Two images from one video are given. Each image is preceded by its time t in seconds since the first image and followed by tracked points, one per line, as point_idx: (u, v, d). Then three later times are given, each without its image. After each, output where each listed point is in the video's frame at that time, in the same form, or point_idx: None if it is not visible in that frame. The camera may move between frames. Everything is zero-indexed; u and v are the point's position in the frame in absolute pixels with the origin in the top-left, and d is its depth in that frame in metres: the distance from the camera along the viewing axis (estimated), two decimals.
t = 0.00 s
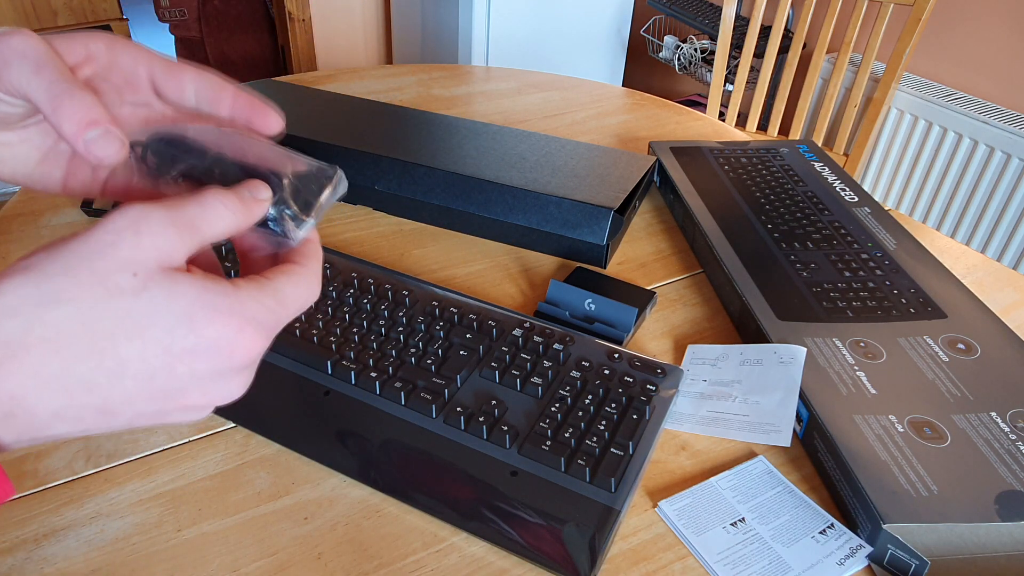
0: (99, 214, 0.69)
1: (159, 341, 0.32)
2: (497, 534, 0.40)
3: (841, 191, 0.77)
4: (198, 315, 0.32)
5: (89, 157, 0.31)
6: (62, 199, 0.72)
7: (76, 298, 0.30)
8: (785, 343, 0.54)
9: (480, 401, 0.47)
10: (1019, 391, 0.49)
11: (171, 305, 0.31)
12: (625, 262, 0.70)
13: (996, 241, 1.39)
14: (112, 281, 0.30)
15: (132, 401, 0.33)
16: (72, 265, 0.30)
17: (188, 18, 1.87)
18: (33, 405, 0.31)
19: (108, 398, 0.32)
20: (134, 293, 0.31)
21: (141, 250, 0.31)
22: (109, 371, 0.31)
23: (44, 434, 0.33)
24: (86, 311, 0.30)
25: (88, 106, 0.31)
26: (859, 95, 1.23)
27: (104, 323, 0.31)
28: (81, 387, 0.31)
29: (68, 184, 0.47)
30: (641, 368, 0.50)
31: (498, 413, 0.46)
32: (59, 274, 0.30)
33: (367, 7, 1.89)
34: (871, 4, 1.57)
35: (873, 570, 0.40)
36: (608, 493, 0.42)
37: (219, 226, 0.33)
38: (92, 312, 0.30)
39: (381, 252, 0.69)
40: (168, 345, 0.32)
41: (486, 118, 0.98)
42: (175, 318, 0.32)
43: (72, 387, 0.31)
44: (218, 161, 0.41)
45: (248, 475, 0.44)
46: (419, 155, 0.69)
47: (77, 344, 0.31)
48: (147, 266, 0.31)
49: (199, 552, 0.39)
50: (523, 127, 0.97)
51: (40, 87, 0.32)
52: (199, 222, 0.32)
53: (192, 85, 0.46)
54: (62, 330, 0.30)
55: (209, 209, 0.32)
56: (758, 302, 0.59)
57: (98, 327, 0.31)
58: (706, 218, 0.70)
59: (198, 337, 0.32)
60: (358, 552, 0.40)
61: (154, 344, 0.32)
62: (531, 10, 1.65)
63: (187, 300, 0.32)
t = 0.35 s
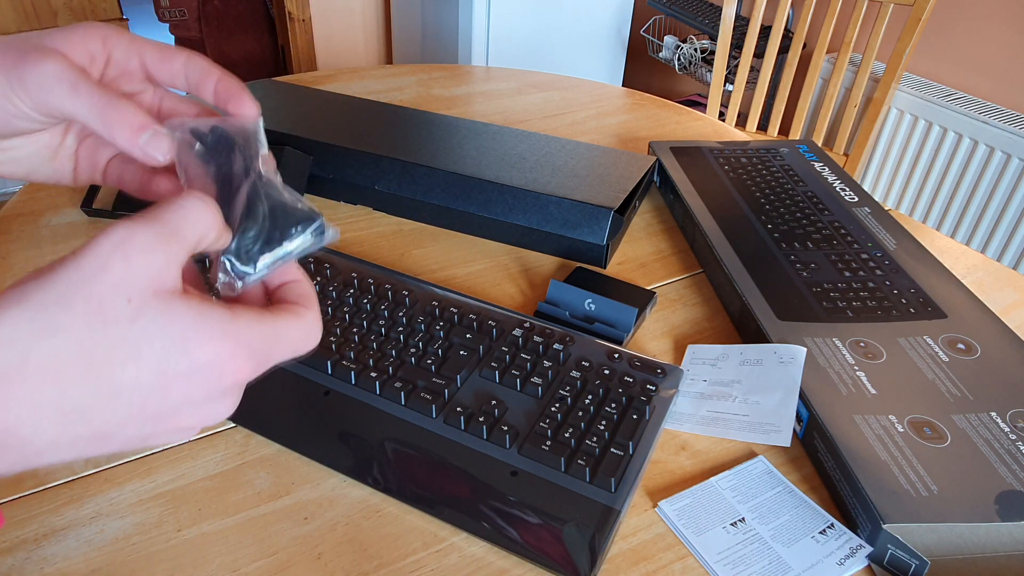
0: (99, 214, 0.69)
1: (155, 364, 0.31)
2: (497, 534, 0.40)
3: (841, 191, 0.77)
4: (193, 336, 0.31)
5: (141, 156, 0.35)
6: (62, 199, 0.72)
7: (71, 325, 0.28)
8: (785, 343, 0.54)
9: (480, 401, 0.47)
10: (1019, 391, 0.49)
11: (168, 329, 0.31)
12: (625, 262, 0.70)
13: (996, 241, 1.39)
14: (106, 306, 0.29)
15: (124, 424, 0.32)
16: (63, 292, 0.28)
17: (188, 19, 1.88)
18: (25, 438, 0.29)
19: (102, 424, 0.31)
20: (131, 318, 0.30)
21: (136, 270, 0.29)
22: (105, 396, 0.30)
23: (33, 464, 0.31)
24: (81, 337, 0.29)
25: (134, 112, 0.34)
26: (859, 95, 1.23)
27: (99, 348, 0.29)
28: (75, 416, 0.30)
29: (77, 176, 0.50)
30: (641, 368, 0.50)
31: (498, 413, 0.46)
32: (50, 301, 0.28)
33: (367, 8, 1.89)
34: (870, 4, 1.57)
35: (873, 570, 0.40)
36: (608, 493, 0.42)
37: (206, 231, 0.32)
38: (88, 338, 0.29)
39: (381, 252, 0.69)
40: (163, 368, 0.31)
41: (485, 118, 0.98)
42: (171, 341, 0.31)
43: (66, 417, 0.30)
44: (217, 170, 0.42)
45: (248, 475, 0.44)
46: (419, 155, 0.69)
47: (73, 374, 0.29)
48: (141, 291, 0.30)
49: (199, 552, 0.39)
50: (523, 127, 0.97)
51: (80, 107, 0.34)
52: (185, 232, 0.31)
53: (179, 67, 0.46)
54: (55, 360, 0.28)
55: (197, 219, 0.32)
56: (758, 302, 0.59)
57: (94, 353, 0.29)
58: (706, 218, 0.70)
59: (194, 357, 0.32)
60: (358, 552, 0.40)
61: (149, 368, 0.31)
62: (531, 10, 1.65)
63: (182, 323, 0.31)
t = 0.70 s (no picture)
0: (99, 214, 0.69)
1: (144, 389, 0.29)
2: (498, 535, 0.40)
3: (841, 191, 0.77)
4: (181, 356, 0.30)
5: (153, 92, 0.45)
6: (62, 199, 0.72)
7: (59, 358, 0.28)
8: (785, 343, 0.54)
9: (480, 401, 0.47)
10: (1019, 391, 0.49)
11: (153, 351, 0.29)
12: (625, 262, 0.70)
13: (996, 241, 1.39)
14: (91, 334, 0.28)
15: (120, 454, 0.31)
16: (49, 324, 0.28)
17: (189, 18, 1.86)
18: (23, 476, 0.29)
19: (98, 454, 0.30)
20: (115, 344, 0.29)
21: (116, 300, 0.29)
22: (97, 425, 0.29)
23: (31, 503, 0.30)
24: (70, 368, 0.28)
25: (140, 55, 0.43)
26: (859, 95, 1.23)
27: (88, 378, 0.28)
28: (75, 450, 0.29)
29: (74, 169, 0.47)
30: (641, 369, 0.50)
31: (498, 413, 0.46)
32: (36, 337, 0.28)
33: (367, 8, 1.89)
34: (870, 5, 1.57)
35: (873, 570, 0.40)
36: (608, 493, 0.42)
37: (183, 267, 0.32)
38: (74, 367, 0.28)
39: (381, 252, 0.69)
40: (154, 391, 0.30)
41: (485, 118, 0.98)
42: (159, 362, 0.29)
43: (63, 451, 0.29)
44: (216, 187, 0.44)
45: (248, 475, 0.44)
46: (419, 155, 0.69)
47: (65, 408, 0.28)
48: (124, 316, 0.29)
49: (199, 552, 0.39)
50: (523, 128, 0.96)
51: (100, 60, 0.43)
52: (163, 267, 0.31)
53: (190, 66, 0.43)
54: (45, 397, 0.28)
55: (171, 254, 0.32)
56: (758, 302, 0.59)
57: (83, 382, 0.28)
58: (706, 218, 0.70)
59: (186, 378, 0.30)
60: (358, 552, 0.40)
61: (139, 393, 0.29)
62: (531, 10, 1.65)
63: (168, 342, 0.30)
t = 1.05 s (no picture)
0: (98, 214, 0.69)
1: (129, 389, 0.29)
2: (497, 534, 0.40)
3: (841, 191, 0.76)
4: (165, 354, 0.30)
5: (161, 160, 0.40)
6: (62, 199, 0.72)
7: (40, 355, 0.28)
8: (785, 343, 0.54)
9: (480, 401, 0.47)
10: (1019, 391, 0.49)
11: (136, 348, 0.29)
12: (625, 262, 0.70)
13: (995, 241, 1.39)
14: (74, 334, 0.29)
15: (110, 457, 0.31)
16: (33, 327, 0.29)
17: (188, 18, 1.92)
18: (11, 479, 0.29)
19: (87, 456, 0.30)
20: (98, 344, 0.29)
21: (98, 301, 0.30)
22: (85, 426, 0.29)
23: (22, 507, 0.30)
24: (53, 364, 0.28)
25: (160, 122, 0.39)
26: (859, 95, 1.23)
27: (74, 378, 0.28)
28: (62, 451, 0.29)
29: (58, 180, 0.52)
30: (641, 369, 0.50)
31: (498, 413, 0.46)
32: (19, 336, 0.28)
33: (367, 7, 1.89)
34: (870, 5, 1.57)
35: (873, 570, 0.40)
36: (608, 493, 0.42)
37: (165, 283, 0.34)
38: (59, 367, 0.28)
39: (381, 252, 0.69)
40: (139, 390, 0.30)
41: (485, 118, 0.98)
42: (143, 360, 0.29)
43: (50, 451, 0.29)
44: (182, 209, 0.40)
45: (248, 475, 0.44)
46: (419, 155, 0.69)
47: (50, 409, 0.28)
48: (106, 316, 0.30)
49: (199, 552, 0.39)
50: (523, 128, 0.96)
51: (111, 114, 0.39)
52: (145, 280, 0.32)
53: (172, 106, 0.44)
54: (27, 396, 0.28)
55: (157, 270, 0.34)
56: (758, 302, 0.59)
57: (69, 383, 0.28)
58: (706, 218, 0.70)
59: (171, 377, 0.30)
60: (358, 552, 0.40)
61: (124, 393, 0.29)
62: (530, 10, 1.65)
63: (151, 341, 0.30)
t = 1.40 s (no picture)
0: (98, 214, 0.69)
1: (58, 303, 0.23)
2: (498, 534, 0.40)
3: (841, 191, 0.76)
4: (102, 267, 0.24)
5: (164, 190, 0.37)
6: (62, 199, 0.72)
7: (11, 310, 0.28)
8: (785, 343, 0.54)
9: (480, 401, 0.47)
10: (1019, 391, 0.49)
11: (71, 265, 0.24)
12: (625, 262, 0.70)
13: (995, 241, 1.39)
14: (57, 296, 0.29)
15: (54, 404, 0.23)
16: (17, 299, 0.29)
17: (188, 18, 1.92)
18: None
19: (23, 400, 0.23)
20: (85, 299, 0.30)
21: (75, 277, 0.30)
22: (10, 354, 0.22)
23: None
24: None
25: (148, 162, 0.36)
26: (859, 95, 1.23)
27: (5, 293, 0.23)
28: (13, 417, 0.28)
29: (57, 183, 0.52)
30: (641, 368, 0.50)
31: (498, 413, 0.46)
32: None
33: (367, 7, 1.89)
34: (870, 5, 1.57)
35: (873, 570, 0.40)
36: (608, 493, 0.42)
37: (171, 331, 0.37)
38: None
39: (381, 252, 0.69)
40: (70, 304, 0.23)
41: (485, 118, 0.98)
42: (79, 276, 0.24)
43: None
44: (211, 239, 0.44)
45: (248, 475, 0.44)
46: (419, 155, 0.69)
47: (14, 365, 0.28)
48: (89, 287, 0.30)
49: (199, 552, 0.39)
50: (523, 128, 0.96)
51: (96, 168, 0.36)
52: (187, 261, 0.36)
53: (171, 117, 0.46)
54: None
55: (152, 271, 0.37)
56: (758, 302, 0.59)
57: None
58: (706, 218, 0.70)
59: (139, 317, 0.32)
60: (358, 552, 0.40)
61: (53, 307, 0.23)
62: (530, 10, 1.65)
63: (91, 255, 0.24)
